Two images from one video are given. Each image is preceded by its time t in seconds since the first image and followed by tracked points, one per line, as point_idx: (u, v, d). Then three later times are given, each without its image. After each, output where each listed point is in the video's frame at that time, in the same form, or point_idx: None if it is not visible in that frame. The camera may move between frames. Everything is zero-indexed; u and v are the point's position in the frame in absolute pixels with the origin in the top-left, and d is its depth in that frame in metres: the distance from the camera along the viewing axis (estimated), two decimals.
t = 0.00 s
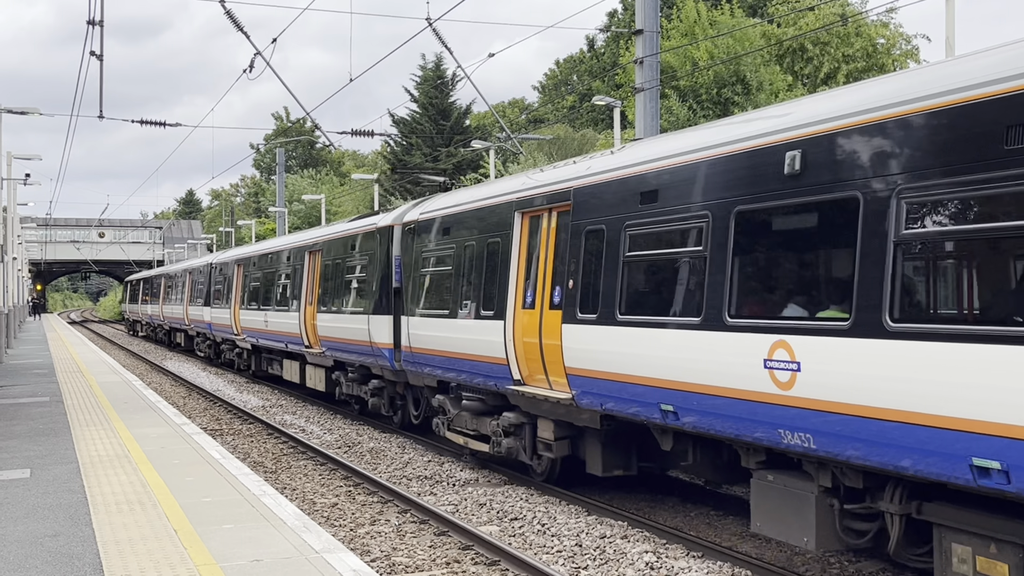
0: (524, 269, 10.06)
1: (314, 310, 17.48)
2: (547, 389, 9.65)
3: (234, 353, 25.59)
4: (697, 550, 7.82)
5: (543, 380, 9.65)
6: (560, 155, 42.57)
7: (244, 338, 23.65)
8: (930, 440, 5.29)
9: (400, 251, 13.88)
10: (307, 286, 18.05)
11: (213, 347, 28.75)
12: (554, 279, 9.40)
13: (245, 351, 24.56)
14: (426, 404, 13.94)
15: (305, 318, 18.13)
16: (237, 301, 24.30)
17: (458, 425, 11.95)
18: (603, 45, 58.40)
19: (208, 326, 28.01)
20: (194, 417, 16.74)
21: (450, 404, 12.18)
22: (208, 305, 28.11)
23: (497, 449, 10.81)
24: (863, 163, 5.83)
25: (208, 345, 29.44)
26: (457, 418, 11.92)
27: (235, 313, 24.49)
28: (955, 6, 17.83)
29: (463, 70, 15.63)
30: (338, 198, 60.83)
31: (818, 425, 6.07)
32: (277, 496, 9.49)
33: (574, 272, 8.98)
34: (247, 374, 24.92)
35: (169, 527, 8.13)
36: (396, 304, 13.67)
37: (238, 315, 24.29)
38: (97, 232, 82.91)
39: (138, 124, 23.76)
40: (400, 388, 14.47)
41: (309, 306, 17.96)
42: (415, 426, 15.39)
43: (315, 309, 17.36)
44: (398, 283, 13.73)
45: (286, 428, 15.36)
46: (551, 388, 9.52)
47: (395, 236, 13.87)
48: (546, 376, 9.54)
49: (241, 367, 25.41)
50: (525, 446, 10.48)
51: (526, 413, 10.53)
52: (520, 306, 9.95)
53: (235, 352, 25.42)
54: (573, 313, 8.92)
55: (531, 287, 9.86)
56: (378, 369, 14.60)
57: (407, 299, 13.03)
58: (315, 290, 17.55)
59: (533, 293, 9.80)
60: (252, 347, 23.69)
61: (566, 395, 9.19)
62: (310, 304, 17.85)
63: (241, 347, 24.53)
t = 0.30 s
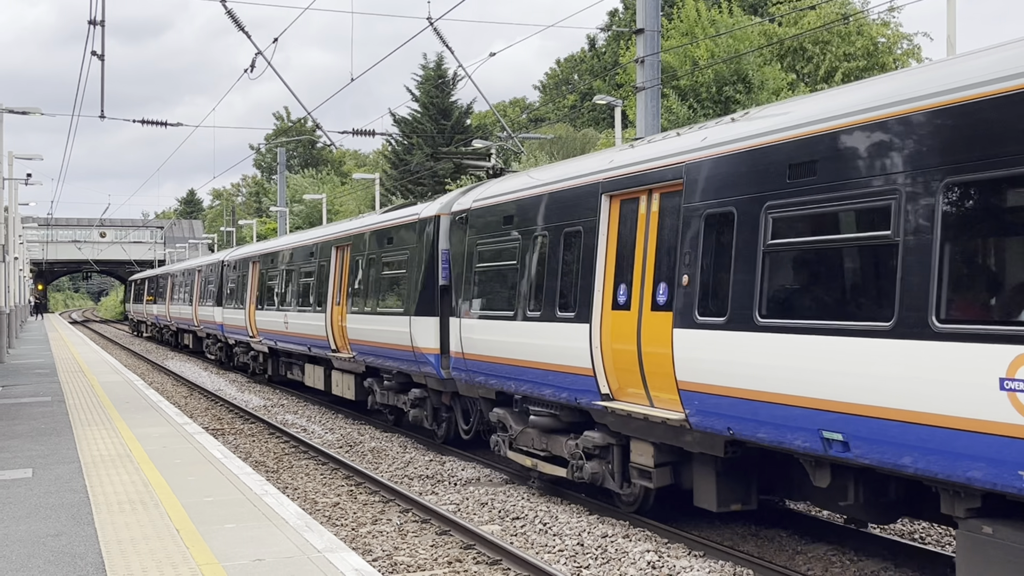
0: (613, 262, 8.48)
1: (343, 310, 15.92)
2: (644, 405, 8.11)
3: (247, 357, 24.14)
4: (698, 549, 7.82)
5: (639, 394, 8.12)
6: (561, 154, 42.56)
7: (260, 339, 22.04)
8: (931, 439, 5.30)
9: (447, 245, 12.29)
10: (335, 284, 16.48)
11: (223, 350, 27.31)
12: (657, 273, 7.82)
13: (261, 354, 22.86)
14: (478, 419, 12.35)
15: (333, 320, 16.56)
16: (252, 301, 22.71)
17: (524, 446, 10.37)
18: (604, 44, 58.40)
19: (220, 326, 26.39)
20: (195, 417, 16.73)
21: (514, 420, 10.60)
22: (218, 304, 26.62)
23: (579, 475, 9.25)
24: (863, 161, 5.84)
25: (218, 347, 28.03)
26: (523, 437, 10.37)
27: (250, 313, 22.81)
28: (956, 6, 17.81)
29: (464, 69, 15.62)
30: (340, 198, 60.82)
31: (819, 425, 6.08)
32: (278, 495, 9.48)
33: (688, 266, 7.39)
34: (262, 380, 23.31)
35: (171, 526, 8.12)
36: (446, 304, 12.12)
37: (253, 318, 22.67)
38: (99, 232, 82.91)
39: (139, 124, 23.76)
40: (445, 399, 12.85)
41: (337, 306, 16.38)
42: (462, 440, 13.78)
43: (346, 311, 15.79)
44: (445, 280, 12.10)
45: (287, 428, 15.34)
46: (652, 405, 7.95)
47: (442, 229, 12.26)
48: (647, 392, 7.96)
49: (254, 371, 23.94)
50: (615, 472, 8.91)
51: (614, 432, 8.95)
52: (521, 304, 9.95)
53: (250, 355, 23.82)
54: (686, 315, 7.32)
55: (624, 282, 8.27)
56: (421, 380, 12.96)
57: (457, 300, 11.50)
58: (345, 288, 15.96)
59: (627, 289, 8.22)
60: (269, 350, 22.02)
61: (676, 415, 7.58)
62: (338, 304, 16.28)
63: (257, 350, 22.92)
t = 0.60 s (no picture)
0: (746, 251, 6.78)
1: (378, 311, 14.25)
2: (792, 431, 6.44)
3: (263, 361, 22.60)
4: (699, 549, 7.81)
5: (786, 416, 6.46)
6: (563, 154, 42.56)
7: (279, 342, 20.47)
8: (933, 438, 5.33)
9: (510, 238, 10.71)
10: (367, 283, 14.83)
11: (235, 353, 25.82)
12: (819, 265, 6.14)
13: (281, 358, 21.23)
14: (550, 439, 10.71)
15: (365, 322, 14.88)
16: (270, 300, 21.07)
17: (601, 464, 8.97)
18: (605, 44, 58.36)
19: (233, 328, 24.85)
20: (196, 417, 16.72)
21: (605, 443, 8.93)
22: (230, 305, 25.15)
23: (698, 514, 7.49)
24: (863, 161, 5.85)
25: (228, 349, 26.56)
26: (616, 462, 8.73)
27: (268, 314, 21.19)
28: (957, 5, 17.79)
29: (465, 69, 15.64)
30: (341, 198, 60.80)
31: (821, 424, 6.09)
32: (280, 495, 9.48)
33: (876, 254, 5.74)
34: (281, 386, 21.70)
35: (173, 527, 8.12)
36: (509, 304, 10.55)
37: (271, 318, 21.03)
38: (99, 232, 82.91)
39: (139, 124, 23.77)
40: (506, 413, 11.22)
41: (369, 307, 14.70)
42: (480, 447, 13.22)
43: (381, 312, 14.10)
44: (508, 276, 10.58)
45: (288, 428, 15.32)
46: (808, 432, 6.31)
47: (505, 218, 10.68)
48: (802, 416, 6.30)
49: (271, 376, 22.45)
50: (748, 512, 7.15)
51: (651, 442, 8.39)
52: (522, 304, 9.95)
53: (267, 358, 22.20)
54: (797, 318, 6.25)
55: (765, 277, 6.59)
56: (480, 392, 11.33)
57: (524, 300, 9.92)
58: (379, 287, 14.31)
59: (772, 286, 6.51)
60: (289, 352, 20.42)
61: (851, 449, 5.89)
62: (372, 305, 14.54)
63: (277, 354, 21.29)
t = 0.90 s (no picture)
0: (980, 238, 5.14)
1: (427, 312, 12.55)
2: None
3: (284, 366, 20.80)
4: (700, 549, 7.80)
5: None
6: (564, 154, 42.58)
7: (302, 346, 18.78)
8: (936, 437, 5.29)
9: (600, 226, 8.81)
10: (411, 280, 13.14)
11: (248, 357, 24.20)
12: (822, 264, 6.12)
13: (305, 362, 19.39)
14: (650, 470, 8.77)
15: (408, 323, 13.23)
16: (292, 299, 19.38)
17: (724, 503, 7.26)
18: (605, 44, 58.37)
19: (247, 330, 23.14)
20: (198, 417, 16.72)
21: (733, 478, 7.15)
22: (244, 305, 23.50)
23: None
24: (864, 161, 5.84)
25: (240, 351, 24.98)
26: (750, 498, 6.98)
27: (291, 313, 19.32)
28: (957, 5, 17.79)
29: (465, 68, 15.66)
30: (342, 198, 60.80)
31: (822, 423, 6.07)
32: (281, 495, 9.47)
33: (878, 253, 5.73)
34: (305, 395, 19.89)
35: (174, 527, 8.11)
36: (595, 304, 8.82)
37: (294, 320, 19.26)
38: (101, 232, 82.93)
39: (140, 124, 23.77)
40: (591, 434, 9.46)
41: (413, 306, 13.04)
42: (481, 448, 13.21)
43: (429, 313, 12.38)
44: (596, 271, 8.75)
45: (289, 428, 15.31)
46: None
47: (590, 203, 8.80)
48: None
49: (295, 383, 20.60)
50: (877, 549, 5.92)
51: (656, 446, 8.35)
52: (523, 304, 9.96)
53: (286, 365, 20.40)
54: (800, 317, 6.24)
55: (1011, 273, 4.97)
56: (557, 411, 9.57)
57: (524, 300, 9.93)
58: (427, 285, 12.60)
59: (776, 285, 6.48)
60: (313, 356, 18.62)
61: None
62: (413, 305, 13.02)
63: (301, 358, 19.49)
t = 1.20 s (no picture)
0: None
1: (486, 315, 10.82)
2: None
3: (306, 372, 19.11)
4: (701, 549, 7.79)
5: None
6: (565, 154, 42.60)
7: (327, 351, 17.01)
8: (936, 436, 5.29)
9: (728, 207, 7.12)
10: (464, 279, 11.44)
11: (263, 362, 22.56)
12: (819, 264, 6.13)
13: (330, 369, 17.66)
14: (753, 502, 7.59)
15: (461, 328, 11.53)
16: (315, 300, 17.65)
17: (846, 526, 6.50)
18: (606, 43, 58.39)
19: (265, 334, 21.41)
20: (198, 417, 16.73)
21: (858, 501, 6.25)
22: (261, 307, 21.79)
23: None
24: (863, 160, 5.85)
25: (254, 355, 23.42)
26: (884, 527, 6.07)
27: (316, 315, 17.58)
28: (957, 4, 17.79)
29: (465, 68, 15.68)
30: (342, 198, 60.82)
31: (823, 422, 6.07)
32: (281, 495, 9.47)
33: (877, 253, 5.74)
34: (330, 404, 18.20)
35: (174, 527, 8.11)
36: (724, 305, 7.12)
37: (318, 323, 17.56)
38: (101, 232, 82.98)
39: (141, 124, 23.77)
40: (715, 466, 7.53)
41: (467, 309, 11.34)
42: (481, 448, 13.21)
43: (490, 317, 10.68)
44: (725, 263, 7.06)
45: (289, 428, 15.33)
46: None
47: (717, 179, 7.13)
48: None
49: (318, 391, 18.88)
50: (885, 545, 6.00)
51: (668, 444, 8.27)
52: (523, 304, 9.98)
53: (309, 372, 18.66)
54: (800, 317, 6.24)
55: None
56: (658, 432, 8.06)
57: (525, 300, 9.94)
58: (485, 284, 10.91)
59: (776, 284, 6.48)
60: (342, 361, 16.87)
61: None
62: (469, 306, 11.29)
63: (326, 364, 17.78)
